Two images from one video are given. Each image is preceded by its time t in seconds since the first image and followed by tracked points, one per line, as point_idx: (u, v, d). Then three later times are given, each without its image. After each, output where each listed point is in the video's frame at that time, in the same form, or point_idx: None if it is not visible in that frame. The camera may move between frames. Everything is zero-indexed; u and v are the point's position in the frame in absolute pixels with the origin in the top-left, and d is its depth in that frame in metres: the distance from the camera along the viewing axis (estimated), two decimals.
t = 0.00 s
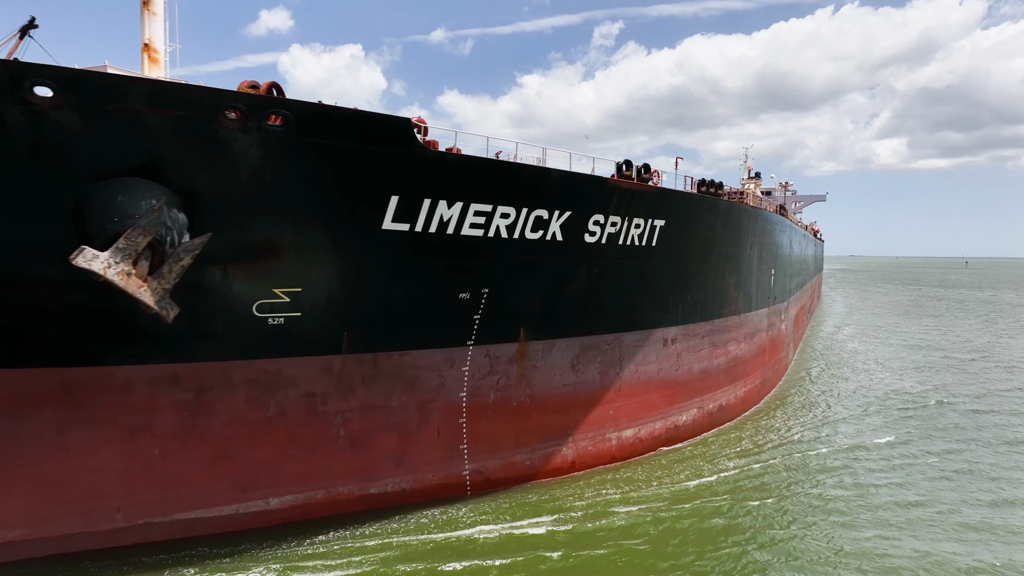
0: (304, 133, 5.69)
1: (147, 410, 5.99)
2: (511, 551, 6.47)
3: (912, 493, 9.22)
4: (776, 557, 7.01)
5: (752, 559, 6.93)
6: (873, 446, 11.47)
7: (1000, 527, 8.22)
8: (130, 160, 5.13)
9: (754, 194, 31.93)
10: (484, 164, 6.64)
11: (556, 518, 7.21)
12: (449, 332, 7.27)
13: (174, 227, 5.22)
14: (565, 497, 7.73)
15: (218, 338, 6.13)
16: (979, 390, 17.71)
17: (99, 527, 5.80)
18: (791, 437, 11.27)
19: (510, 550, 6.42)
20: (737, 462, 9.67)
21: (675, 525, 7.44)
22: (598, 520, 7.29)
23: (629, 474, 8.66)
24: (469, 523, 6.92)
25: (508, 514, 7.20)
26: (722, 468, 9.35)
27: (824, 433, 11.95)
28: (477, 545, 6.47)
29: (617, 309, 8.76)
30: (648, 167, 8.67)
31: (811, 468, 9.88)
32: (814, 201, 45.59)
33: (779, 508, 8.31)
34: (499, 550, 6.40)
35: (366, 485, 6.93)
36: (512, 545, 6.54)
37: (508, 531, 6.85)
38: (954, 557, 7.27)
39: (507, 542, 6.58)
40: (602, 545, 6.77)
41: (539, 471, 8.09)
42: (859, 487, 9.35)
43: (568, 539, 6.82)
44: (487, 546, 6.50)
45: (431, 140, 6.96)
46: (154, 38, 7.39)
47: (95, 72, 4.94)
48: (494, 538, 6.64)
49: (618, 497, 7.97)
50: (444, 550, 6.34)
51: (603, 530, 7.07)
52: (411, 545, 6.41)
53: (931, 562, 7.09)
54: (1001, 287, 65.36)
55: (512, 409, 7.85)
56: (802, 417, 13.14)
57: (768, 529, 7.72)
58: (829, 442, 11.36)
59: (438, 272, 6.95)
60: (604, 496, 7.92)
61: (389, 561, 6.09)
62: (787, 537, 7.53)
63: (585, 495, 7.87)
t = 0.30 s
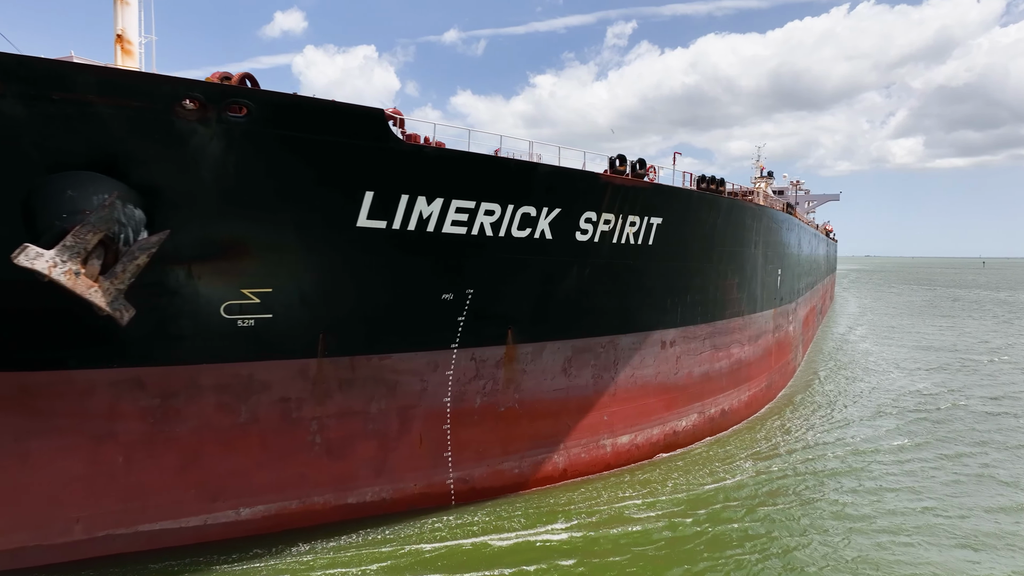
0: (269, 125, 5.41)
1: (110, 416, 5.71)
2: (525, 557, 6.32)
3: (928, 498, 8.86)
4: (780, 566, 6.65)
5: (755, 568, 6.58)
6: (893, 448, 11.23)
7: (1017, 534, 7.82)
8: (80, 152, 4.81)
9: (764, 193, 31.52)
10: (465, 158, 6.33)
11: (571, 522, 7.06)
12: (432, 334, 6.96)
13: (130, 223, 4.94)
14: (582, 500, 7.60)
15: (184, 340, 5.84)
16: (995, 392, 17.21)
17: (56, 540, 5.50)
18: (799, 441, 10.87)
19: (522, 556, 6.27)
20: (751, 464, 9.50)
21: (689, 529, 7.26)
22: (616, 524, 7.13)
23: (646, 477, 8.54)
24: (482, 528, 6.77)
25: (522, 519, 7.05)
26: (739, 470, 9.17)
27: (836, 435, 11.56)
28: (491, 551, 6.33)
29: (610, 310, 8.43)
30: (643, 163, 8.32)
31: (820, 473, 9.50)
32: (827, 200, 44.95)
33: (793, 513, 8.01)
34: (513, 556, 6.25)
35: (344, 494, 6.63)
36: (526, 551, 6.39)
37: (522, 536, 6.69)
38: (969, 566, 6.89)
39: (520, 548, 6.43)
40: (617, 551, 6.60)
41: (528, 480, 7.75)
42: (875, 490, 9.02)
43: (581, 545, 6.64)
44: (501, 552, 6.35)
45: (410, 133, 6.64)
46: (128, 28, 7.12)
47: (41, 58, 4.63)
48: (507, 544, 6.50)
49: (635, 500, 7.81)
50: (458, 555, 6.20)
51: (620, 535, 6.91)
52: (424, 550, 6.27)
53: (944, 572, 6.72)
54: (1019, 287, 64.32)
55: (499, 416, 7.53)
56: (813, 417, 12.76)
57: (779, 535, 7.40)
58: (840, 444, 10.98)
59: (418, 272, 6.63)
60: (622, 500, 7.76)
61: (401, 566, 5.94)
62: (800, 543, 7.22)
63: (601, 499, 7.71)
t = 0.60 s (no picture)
0: (229, 115, 5.14)
1: (70, 422, 5.44)
2: (538, 560, 6.20)
3: (943, 502, 8.53)
4: None
5: None
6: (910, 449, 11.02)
7: None
8: (24, 143, 4.55)
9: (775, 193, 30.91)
10: (442, 152, 6.04)
11: (586, 526, 6.95)
12: (412, 337, 6.65)
13: (78, 219, 4.73)
14: (597, 503, 7.50)
15: (146, 344, 5.55)
16: (1012, 394, 16.74)
17: (9, 553, 5.22)
18: (805, 445, 10.49)
19: (535, 559, 6.16)
20: (765, 465, 9.35)
21: (702, 532, 7.11)
22: (630, 527, 7.04)
23: (663, 479, 8.44)
24: (496, 531, 6.69)
25: (536, 522, 6.95)
26: (754, 472, 9.01)
27: (845, 438, 11.17)
28: (504, 553, 6.24)
29: (603, 312, 8.09)
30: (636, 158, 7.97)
31: (829, 478, 9.13)
32: (841, 200, 44.35)
33: (810, 518, 7.75)
34: (525, 559, 6.15)
35: (318, 504, 6.33)
36: (540, 554, 6.29)
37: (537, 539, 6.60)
38: None
39: (532, 552, 6.33)
40: (632, 554, 6.47)
41: (515, 489, 7.42)
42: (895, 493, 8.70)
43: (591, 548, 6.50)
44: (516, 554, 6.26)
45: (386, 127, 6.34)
46: (99, 18, 6.84)
47: None
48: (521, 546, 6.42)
49: (650, 503, 7.71)
50: (471, 558, 6.10)
51: (634, 539, 6.81)
52: (437, 552, 6.19)
53: None
54: None
55: (484, 422, 7.22)
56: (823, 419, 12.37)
57: (791, 543, 7.12)
58: (850, 448, 10.59)
59: (395, 271, 6.33)
60: (637, 502, 7.67)
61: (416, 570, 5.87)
62: (808, 552, 6.92)
63: (615, 502, 7.61)
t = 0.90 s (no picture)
0: (181, 105, 4.91)
1: (24, 427, 5.15)
2: (551, 563, 6.11)
3: (954, 506, 8.22)
4: None
5: None
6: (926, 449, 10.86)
7: None
8: None
9: (785, 190, 30.38)
10: (414, 145, 5.76)
11: (600, 527, 6.87)
12: (388, 340, 6.37)
13: (20, 214, 4.58)
14: (613, 505, 7.45)
15: (104, 346, 5.27)
16: None
17: None
18: (810, 451, 10.11)
19: (548, 561, 6.07)
20: (779, 466, 9.25)
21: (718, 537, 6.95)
22: (646, 529, 6.94)
23: (677, 480, 8.37)
24: (510, 533, 6.60)
25: (550, 524, 6.86)
26: (767, 475, 8.87)
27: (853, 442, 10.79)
28: (518, 556, 6.16)
29: (594, 314, 7.79)
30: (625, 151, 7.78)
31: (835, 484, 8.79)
32: (854, 199, 43.79)
33: (827, 523, 7.57)
34: (539, 560, 6.09)
35: (288, 514, 6.05)
36: (554, 556, 6.20)
37: (552, 541, 6.52)
38: None
39: (544, 554, 6.23)
40: (644, 558, 6.36)
41: (499, 498, 7.13)
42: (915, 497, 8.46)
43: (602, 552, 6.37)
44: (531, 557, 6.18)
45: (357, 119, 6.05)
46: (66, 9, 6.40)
47: None
48: (536, 549, 6.32)
49: (665, 505, 7.61)
50: (485, 558, 6.09)
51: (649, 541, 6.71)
52: (451, 555, 6.11)
53: None
54: None
55: (465, 428, 6.92)
56: (830, 422, 11.98)
57: (794, 552, 6.82)
58: (856, 452, 10.23)
59: (369, 272, 6.05)
60: (652, 503, 7.62)
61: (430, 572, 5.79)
62: (812, 561, 6.63)
63: (631, 504, 7.54)
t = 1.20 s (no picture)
0: (127, 95, 4.66)
1: None
2: (560, 568, 6.02)
3: (962, 514, 7.95)
4: None
5: None
6: (941, 450, 10.74)
7: None
8: None
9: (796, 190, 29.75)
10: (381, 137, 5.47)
11: (615, 530, 6.80)
12: (359, 342, 6.09)
13: None
14: (628, 507, 7.40)
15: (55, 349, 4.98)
16: None
17: None
18: (813, 457, 9.73)
19: (566, 563, 6.07)
20: (794, 468, 9.18)
21: (732, 543, 6.85)
22: (661, 532, 6.88)
23: (693, 481, 8.32)
24: (524, 537, 6.53)
25: (564, 527, 6.80)
26: (782, 478, 8.79)
27: (859, 447, 10.41)
28: (530, 559, 6.09)
29: (581, 315, 7.46)
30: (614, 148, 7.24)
31: (839, 491, 8.48)
32: (864, 198, 43.27)
33: (840, 530, 7.40)
34: (557, 561, 6.09)
35: (253, 524, 5.78)
36: (570, 559, 6.16)
37: (564, 545, 6.43)
38: None
39: (561, 555, 6.21)
40: (655, 563, 6.27)
41: (479, 507, 6.84)
42: (928, 502, 8.30)
43: (613, 557, 6.29)
44: (545, 560, 6.13)
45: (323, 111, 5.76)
46: None
47: None
48: (547, 552, 6.24)
49: (680, 507, 7.55)
50: (502, 559, 6.08)
51: (664, 544, 6.66)
52: (463, 560, 6.04)
53: None
54: None
55: (444, 435, 6.63)
56: (836, 425, 11.59)
57: (796, 563, 6.55)
58: (861, 458, 9.86)
59: (337, 271, 5.76)
60: (667, 504, 7.59)
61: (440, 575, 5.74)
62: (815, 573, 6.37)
63: (645, 506, 7.48)
